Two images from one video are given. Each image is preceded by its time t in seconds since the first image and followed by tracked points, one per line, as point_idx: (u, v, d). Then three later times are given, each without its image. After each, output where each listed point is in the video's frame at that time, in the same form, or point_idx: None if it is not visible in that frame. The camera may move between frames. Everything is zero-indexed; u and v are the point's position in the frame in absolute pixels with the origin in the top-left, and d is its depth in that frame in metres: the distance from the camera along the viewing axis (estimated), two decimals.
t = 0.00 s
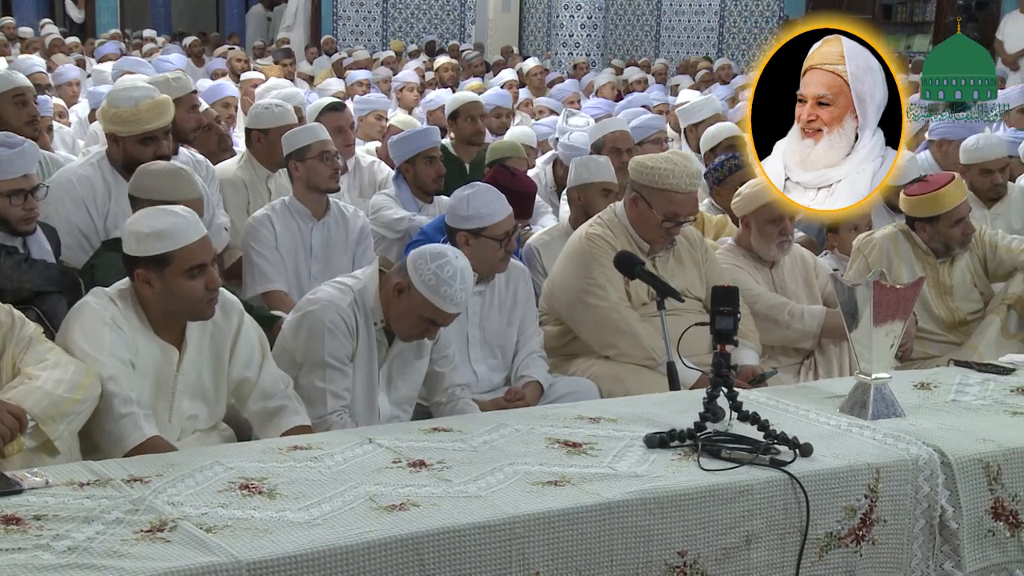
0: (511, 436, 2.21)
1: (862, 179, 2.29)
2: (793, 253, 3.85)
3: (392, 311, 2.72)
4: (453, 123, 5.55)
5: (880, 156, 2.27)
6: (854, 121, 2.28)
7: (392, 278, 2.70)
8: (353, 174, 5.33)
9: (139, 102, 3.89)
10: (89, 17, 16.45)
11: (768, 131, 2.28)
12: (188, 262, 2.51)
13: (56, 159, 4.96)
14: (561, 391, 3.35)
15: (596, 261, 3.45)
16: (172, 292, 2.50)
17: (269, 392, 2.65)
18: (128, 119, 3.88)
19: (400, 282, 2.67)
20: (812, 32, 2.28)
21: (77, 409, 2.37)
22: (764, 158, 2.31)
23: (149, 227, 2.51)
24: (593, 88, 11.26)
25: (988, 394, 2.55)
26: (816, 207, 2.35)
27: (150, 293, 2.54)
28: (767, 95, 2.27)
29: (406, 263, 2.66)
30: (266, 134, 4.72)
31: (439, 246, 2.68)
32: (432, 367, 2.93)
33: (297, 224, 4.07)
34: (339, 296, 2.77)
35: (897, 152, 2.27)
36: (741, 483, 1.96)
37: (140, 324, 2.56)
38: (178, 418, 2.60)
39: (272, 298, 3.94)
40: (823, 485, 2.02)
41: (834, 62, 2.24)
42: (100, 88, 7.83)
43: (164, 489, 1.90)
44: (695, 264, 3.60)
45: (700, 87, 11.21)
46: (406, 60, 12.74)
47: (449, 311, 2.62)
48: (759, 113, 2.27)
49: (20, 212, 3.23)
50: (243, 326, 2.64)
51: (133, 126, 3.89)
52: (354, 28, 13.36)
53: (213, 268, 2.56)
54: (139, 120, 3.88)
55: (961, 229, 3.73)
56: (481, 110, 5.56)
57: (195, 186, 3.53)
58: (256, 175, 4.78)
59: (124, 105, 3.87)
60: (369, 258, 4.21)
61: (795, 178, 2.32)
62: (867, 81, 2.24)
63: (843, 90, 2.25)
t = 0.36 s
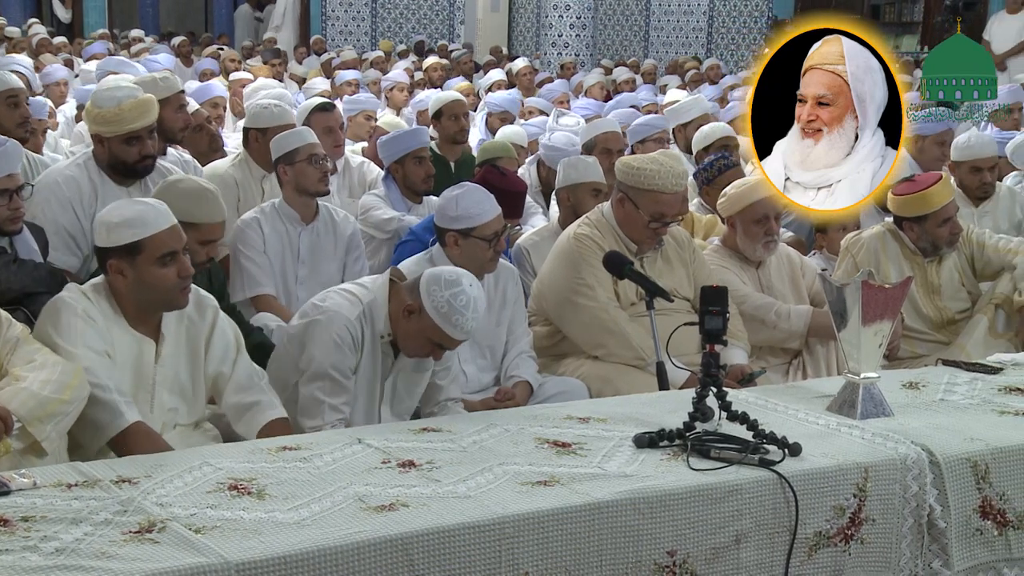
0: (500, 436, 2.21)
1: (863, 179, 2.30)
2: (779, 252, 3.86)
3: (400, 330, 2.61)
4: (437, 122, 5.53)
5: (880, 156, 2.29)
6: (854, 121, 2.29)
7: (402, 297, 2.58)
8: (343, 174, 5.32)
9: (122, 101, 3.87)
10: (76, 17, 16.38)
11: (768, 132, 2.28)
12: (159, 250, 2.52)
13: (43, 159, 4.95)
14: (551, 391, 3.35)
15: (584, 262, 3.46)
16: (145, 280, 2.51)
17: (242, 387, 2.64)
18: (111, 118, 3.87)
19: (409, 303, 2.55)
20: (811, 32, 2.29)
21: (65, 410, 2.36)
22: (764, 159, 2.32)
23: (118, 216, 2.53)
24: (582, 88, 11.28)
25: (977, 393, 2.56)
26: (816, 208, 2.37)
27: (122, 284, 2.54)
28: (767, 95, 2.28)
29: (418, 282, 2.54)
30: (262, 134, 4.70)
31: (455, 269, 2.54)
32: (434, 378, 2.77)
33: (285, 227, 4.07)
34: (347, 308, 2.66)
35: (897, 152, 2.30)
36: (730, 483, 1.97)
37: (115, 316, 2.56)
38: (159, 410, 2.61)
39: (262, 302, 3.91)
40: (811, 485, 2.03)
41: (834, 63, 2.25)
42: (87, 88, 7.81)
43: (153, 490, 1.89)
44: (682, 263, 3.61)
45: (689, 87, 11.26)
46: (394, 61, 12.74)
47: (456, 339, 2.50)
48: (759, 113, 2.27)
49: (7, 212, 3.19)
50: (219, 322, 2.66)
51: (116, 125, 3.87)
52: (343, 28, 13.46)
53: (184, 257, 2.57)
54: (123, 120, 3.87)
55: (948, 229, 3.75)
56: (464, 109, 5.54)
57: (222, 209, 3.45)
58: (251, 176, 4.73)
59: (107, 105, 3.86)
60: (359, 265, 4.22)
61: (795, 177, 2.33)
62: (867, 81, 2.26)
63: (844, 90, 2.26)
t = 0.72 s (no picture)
0: (489, 436, 2.21)
1: (863, 179, 2.46)
2: (766, 252, 3.87)
3: (392, 336, 2.60)
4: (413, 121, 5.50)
5: (880, 156, 2.43)
6: (854, 121, 2.42)
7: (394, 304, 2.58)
8: (331, 175, 5.31)
9: (108, 100, 3.82)
10: (63, 17, 16.32)
11: (770, 132, 2.40)
12: (125, 241, 2.54)
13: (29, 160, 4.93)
14: (539, 391, 3.35)
15: (570, 262, 3.46)
16: (113, 272, 2.52)
17: (214, 379, 2.63)
18: (97, 118, 3.83)
19: (402, 309, 2.54)
20: (811, 31, 2.39)
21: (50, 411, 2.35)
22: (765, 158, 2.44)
23: (83, 210, 2.55)
24: (570, 88, 11.28)
25: (964, 393, 2.56)
26: (816, 208, 2.52)
27: (91, 278, 2.55)
28: (767, 95, 2.39)
29: (412, 288, 2.53)
30: (253, 137, 4.66)
31: (449, 277, 2.53)
32: (424, 380, 2.77)
33: (278, 229, 4.07)
34: (339, 309, 2.65)
35: (896, 152, 2.44)
36: (718, 482, 1.97)
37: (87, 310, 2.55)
38: (137, 407, 2.59)
39: (251, 303, 3.88)
40: (799, 484, 2.03)
41: (834, 63, 2.37)
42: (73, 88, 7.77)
43: (140, 491, 1.89)
44: (668, 262, 3.61)
45: (677, 87, 11.28)
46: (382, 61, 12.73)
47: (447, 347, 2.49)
48: (760, 114, 2.39)
49: None
50: (190, 317, 2.67)
51: (104, 125, 3.83)
52: (331, 28, 13.55)
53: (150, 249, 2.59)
54: (109, 119, 3.83)
55: (935, 229, 3.75)
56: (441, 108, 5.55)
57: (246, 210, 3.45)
58: (245, 180, 4.72)
59: (92, 105, 3.81)
60: (350, 270, 4.21)
61: (795, 177, 2.47)
62: (867, 81, 2.39)
63: (844, 90, 2.38)
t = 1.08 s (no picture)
0: (479, 436, 2.21)
1: (862, 179, 2.57)
2: (756, 253, 3.88)
3: (378, 332, 2.60)
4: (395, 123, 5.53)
5: (880, 156, 2.54)
6: (854, 121, 2.52)
7: (379, 300, 2.58)
8: (321, 175, 5.31)
9: (95, 94, 3.84)
10: (50, 16, 16.25)
11: (771, 133, 2.49)
12: (113, 243, 2.54)
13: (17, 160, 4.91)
14: (529, 391, 3.35)
15: (561, 263, 3.46)
16: (101, 274, 2.51)
17: (206, 380, 2.65)
18: (85, 112, 3.83)
19: (387, 304, 2.55)
20: (811, 32, 2.48)
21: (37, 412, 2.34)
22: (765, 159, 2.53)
23: (70, 212, 2.54)
24: (560, 88, 11.29)
25: (952, 392, 2.57)
26: (815, 207, 2.63)
27: (79, 280, 2.54)
28: (768, 95, 2.47)
29: (397, 284, 2.53)
30: (241, 137, 4.65)
31: (435, 273, 2.54)
32: (412, 378, 2.77)
33: (267, 228, 4.06)
34: (325, 307, 2.65)
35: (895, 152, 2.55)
36: (707, 482, 1.97)
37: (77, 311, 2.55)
38: (126, 406, 2.59)
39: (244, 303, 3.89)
40: (789, 484, 2.03)
41: (834, 63, 2.46)
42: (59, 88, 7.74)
43: (129, 492, 1.88)
44: (658, 262, 3.61)
45: (666, 87, 11.30)
46: (371, 61, 12.71)
47: (431, 342, 2.49)
48: (761, 115, 2.47)
49: None
50: (178, 317, 2.68)
51: (91, 119, 3.83)
52: (320, 29, 13.56)
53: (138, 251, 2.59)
54: (96, 113, 3.83)
55: (923, 229, 3.76)
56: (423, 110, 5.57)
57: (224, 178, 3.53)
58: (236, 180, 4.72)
59: (80, 99, 3.82)
60: (340, 270, 4.21)
61: (795, 177, 2.56)
62: (867, 81, 2.48)
63: (844, 90, 2.48)
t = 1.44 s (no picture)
0: (466, 436, 2.21)
1: (863, 179, 2.65)
2: (746, 253, 3.88)
3: (363, 330, 2.59)
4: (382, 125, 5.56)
5: (880, 156, 2.60)
6: (854, 121, 2.57)
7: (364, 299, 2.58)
8: (309, 175, 5.30)
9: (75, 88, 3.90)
10: (36, 16, 16.19)
11: (771, 134, 2.56)
12: (130, 256, 2.50)
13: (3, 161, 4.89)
14: (517, 391, 3.36)
15: (549, 263, 3.46)
16: (116, 288, 2.48)
17: (210, 391, 2.65)
18: (65, 106, 3.86)
19: (373, 303, 2.55)
20: (812, 31, 2.52)
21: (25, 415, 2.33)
22: (765, 158, 2.60)
23: (91, 222, 2.50)
24: (548, 88, 11.29)
25: (938, 391, 2.58)
26: (815, 207, 2.71)
27: (94, 290, 2.51)
28: (768, 95, 2.52)
29: (382, 283, 2.53)
30: (227, 138, 4.64)
31: (419, 270, 2.54)
32: (398, 378, 2.77)
33: (254, 228, 4.05)
34: (311, 307, 2.65)
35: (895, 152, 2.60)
36: (695, 482, 1.97)
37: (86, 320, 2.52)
38: (125, 414, 2.57)
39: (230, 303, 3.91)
40: (776, 483, 2.04)
41: (835, 63, 2.50)
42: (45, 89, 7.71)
43: (116, 493, 1.88)
44: (646, 262, 3.61)
45: (654, 87, 11.32)
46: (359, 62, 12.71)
47: (417, 340, 2.49)
48: (761, 115, 2.52)
49: None
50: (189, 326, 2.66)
51: (70, 112, 3.85)
52: (307, 29, 13.65)
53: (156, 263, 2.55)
54: (75, 106, 3.86)
55: (910, 229, 3.76)
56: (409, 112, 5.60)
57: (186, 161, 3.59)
58: (219, 181, 4.68)
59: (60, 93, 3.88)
60: (327, 269, 4.19)
61: (795, 176, 2.63)
62: (868, 81, 2.52)
63: (844, 90, 2.52)
